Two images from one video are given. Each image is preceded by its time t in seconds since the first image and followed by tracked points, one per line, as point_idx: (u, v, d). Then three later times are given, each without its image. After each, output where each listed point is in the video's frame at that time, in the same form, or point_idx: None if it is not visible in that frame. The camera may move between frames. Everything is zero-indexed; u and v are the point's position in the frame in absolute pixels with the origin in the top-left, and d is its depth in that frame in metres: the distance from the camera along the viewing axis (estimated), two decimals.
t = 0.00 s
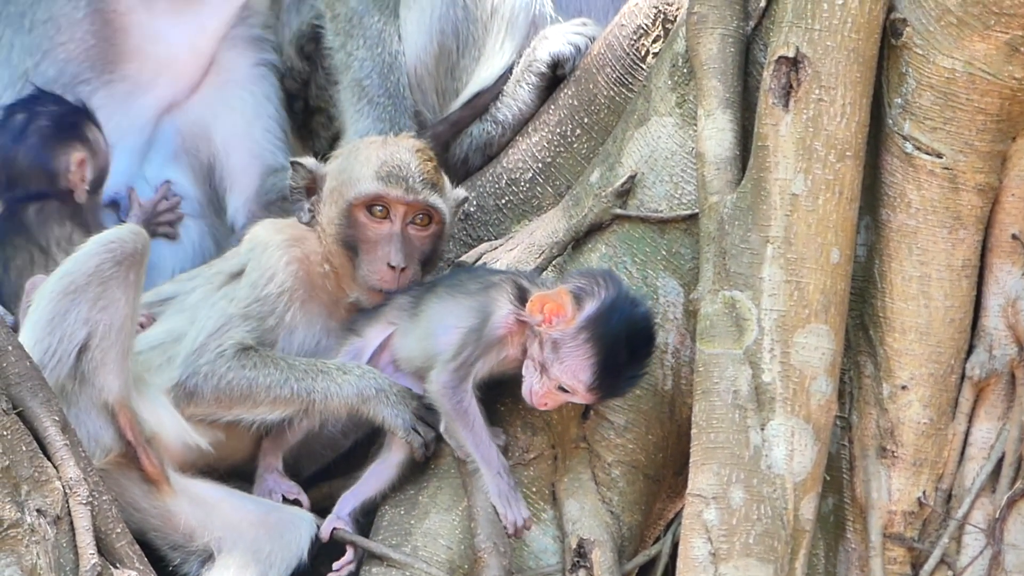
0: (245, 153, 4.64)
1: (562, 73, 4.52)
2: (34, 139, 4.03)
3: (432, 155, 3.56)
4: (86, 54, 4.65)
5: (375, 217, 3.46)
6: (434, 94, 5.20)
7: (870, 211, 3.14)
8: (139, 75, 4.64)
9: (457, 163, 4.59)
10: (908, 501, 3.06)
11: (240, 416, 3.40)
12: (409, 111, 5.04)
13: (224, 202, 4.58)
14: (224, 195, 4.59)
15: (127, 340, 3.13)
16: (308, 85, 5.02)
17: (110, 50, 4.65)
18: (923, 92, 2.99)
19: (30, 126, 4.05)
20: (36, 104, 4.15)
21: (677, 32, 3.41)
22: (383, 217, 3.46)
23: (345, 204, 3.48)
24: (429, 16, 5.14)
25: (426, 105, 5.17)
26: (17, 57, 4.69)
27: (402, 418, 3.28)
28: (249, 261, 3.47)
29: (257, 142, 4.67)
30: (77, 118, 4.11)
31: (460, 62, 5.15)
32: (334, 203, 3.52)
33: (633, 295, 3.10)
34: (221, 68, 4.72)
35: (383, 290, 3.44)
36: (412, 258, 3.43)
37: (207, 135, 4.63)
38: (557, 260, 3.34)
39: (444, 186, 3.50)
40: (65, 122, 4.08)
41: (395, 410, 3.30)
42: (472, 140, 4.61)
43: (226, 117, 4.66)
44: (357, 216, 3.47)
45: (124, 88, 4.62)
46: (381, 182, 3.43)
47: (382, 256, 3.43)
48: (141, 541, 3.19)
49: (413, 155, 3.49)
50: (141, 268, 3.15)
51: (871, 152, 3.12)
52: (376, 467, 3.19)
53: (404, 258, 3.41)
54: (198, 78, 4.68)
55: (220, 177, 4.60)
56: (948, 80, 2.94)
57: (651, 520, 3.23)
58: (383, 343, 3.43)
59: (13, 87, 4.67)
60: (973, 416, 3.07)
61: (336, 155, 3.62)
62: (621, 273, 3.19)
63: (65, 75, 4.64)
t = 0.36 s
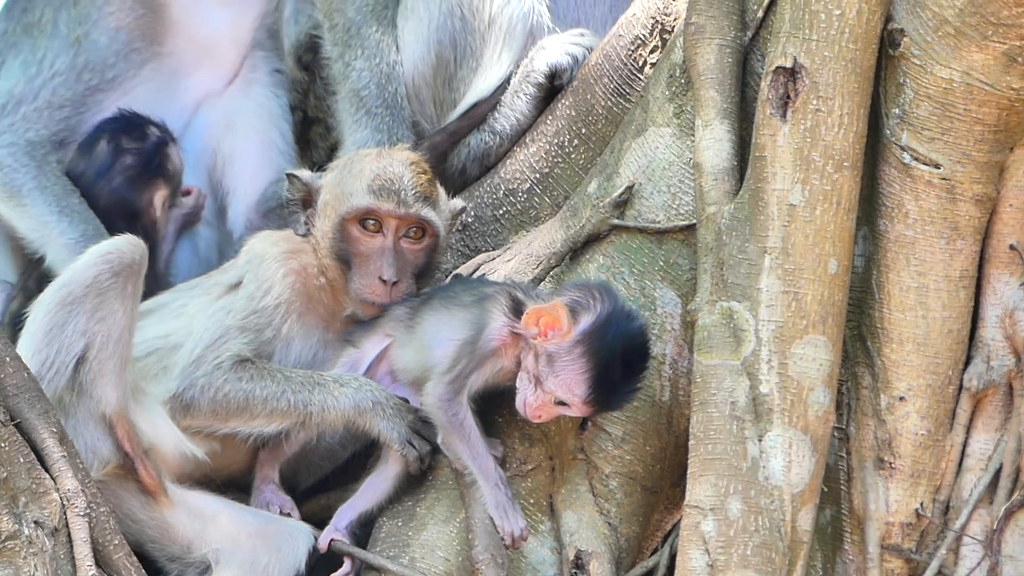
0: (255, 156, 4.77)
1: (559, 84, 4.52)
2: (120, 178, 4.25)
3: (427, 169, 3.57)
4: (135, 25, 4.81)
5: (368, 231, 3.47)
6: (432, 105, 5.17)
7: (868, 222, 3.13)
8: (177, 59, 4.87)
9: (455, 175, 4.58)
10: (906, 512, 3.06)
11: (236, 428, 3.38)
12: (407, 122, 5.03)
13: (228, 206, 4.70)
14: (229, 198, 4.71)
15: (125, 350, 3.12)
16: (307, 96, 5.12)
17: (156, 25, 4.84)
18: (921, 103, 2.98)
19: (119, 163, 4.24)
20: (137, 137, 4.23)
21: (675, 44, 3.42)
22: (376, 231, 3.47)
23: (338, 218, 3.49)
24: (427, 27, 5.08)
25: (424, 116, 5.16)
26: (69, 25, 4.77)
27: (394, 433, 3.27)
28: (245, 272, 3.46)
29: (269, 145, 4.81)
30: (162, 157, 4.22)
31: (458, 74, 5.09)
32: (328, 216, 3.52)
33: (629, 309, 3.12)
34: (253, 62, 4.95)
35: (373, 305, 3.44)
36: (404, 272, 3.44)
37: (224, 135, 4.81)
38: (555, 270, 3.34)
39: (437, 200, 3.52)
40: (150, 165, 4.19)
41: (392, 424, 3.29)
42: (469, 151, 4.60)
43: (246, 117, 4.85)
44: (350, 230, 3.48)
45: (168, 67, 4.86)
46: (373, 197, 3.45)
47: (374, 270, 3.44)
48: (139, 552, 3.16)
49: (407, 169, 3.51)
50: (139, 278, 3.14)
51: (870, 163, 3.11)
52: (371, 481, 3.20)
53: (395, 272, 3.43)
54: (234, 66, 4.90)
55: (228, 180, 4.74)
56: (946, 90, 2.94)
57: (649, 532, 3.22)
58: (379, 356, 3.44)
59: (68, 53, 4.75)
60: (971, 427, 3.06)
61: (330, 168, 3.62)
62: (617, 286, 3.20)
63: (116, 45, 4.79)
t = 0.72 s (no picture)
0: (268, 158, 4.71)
1: (557, 89, 4.58)
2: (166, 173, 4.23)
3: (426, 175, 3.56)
4: (176, 24, 4.79)
5: (367, 237, 3.47)
6: (430, 109, 5.15)
7: (866, 225, 3.14)
8: (213, 62, 4.87)
9: (454, 177, 4.58)
10: (905, 515, 3.06)
11: (236, 432, 3.39)
12: (406, 126, 4.96)
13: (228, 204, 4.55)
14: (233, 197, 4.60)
15: (124, 356, 3.13)
16: (308, 100, 5.00)
17: (196, 25, 4.84)
18: (919, 106, 2.99)
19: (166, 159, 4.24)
20: (187, 135, 4.30)
21: (673, 48, 3.43)
22: (375, 238, 3.47)
23: (337, 225, 3.49)
24: (424, 32, 5.07)
25: (422, 120, 5.14)
26: (109, 23, 4.72)
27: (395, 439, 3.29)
28: (245, 276, 3.46)
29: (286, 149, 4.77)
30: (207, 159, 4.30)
31: (455, 77, 5.12)
32: (327, 223, 3.52)
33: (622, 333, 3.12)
34: (283, 69, 4.98)
35: (373, 310, 3.45)
36: (404, 278, 3.45)
37: (248, 138, 4.77)
38: (553, 274, 3.33)
39: (435, 205, 3.51)
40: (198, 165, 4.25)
41: (390, 433, 3.30)
42: (466, 155, 4.60)
43: (271, 123, 4.81)
44: (348, 236, 3.48)
45: (205, 69, 4.86)
46: (371, 204, 3.44)
47: (374, 275, 3.44)
48: (139, 557, 3.18)
49: (406, 175, 3.50)
50: (138, 284, 3.15)
51: (868, 167, 3.12)
52: (370, 488, 3.21)
53: (395, 279, 3.43)
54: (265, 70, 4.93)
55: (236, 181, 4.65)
56: (943, 93, 2.95)
57: (648, 535, 3.22)
58: (379, 363, 3.50)
59: (111, 52, 4.70)
60: (970, 429, 3.06)
61: (328, 174, 3.61)
62: (616, 288, 3.21)
63: (158, 42, 4.76)
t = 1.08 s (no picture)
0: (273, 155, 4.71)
1: (559, 84, 4.58)
2: (187, 188, 4.21)
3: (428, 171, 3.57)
4: (187, 17, 4.78)
5: (369, 234, 3.46)
6: (432, 104, 5.10)
7: (868, 221, 3.13)
8: (224, 56, 4.84)
9: (455, 172, 4.55)
10: (907, 511, 3.06)
11: (238, 430, 3.38)
12: (409, 121, 4.94)
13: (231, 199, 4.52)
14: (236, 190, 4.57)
15: (126, 352, 3.13)
16: (312, 94, 4.99)
17: (206, 19, 4.82)
18: (921, 102, 2.99)
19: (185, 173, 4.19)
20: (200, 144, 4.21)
21: (676, 43, 3.42)
22: (377, 235, 3.46)
23: (339, 221, 3.48)
24: (427, 26, 5.03)
25: (425, 116, 5.09)
26: (120, 15, 4.71)
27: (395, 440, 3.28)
28: (247, 273, 3.47)
29: (291, 145, 4.77)
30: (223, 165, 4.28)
31: (458, 73, 5.05)
32: (328, 219, 3.51)
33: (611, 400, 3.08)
34: (288, 62, 4.97)
35: (375, 307, 3.44)
36: (406, 276, 3.44)
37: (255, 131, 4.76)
38: (555, 270, 3.31)
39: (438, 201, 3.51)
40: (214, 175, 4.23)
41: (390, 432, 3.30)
42: (468, 150, 4.59)
43: (279, 117, 4.81)
44: (351, 233, 3.47)
45: (215, 63, 4.84)
46: (374, 200, 3.44)
47: (376, 272, 3.44)
48: (140, 553, 3.16)
49: (408, 171, 3.50)
50: (140, 280, 3.16)
51: (870, 163, 3.12)
52: (370, 487, 3.20)
53: (398, 277, 3.42)
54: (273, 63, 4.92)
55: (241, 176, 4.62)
56: (945, 89, 2.95)
57: (649, 532, 3.21)
58: (381, 363, 3.52)
59: (122, 44, 4.69)
60: (972, 425, 3.06)
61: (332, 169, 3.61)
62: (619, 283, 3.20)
63: (169, 35, 4.75)
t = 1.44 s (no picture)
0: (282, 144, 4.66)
1: (564, 74, 4.61)
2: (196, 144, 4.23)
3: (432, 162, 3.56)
4: (200, 3, 4.71)
5: (372, 225, 3.46)
6: (438, 94, 5.12)
7: (873, 210, 3.13)
8: (234, 43, 4.80)
9: (461, 162, 4.59)
10: (913, 500, 3.06)
11: (246, 422, 3.38)
12: (414, 111, 4.94)
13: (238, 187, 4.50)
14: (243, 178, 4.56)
15: (132, 344, 3.12)
16: (319, 85, 4.94)
17: (219, 5, 4.76)
18: (926, 90, 2.98)
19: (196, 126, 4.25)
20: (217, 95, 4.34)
21: (680, 32, 3.40)
22: (380, 226, 3.46)
23: (343, 212, 3.47)
24: (431, 17, 5.04)
25: (431, 106, 5.10)
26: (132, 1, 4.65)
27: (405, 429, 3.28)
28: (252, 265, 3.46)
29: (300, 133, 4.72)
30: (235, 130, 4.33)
31: (463, 62, 5.10)
32: (333, 211, 3.50)
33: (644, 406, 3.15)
34: (299, 51, 4.92)
35: (380, 299, 3.44)
36: (411, 267, 3.43)
37: (266, 118, 4.70)
38: (561, 259, 3.30)
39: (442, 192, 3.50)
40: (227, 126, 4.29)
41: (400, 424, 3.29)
42: (473, 140, 4.61)
43: (289, 105, 4.75)
44: (355, 224, 3.46)
45: (225, 50, 4.80)
46: (378, 191, 3.43)
47: (380, 263, 3.43)
48: (147, 544, 3.16)
49: (412, 161, 3.49)
50: (147, 271, 3.15)
51: (875, 151, 3.11)
52: (378, 478, 3.19)
53: (402, 268, 3.41)
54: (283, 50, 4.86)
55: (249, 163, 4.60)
56: (950, 78, 2.94)
57: (656, 520, 3.21)
58: (391, 349, 3.53)
59: (136, 29, 4.61)
60: (978, 413, 3.06)
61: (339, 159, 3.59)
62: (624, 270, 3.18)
63: (182, 22, 4.68)
